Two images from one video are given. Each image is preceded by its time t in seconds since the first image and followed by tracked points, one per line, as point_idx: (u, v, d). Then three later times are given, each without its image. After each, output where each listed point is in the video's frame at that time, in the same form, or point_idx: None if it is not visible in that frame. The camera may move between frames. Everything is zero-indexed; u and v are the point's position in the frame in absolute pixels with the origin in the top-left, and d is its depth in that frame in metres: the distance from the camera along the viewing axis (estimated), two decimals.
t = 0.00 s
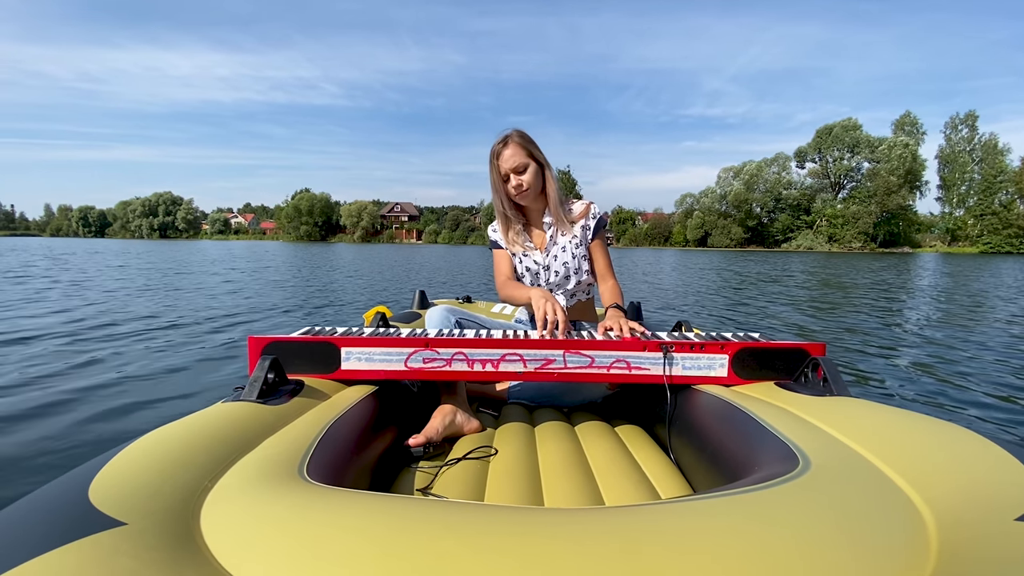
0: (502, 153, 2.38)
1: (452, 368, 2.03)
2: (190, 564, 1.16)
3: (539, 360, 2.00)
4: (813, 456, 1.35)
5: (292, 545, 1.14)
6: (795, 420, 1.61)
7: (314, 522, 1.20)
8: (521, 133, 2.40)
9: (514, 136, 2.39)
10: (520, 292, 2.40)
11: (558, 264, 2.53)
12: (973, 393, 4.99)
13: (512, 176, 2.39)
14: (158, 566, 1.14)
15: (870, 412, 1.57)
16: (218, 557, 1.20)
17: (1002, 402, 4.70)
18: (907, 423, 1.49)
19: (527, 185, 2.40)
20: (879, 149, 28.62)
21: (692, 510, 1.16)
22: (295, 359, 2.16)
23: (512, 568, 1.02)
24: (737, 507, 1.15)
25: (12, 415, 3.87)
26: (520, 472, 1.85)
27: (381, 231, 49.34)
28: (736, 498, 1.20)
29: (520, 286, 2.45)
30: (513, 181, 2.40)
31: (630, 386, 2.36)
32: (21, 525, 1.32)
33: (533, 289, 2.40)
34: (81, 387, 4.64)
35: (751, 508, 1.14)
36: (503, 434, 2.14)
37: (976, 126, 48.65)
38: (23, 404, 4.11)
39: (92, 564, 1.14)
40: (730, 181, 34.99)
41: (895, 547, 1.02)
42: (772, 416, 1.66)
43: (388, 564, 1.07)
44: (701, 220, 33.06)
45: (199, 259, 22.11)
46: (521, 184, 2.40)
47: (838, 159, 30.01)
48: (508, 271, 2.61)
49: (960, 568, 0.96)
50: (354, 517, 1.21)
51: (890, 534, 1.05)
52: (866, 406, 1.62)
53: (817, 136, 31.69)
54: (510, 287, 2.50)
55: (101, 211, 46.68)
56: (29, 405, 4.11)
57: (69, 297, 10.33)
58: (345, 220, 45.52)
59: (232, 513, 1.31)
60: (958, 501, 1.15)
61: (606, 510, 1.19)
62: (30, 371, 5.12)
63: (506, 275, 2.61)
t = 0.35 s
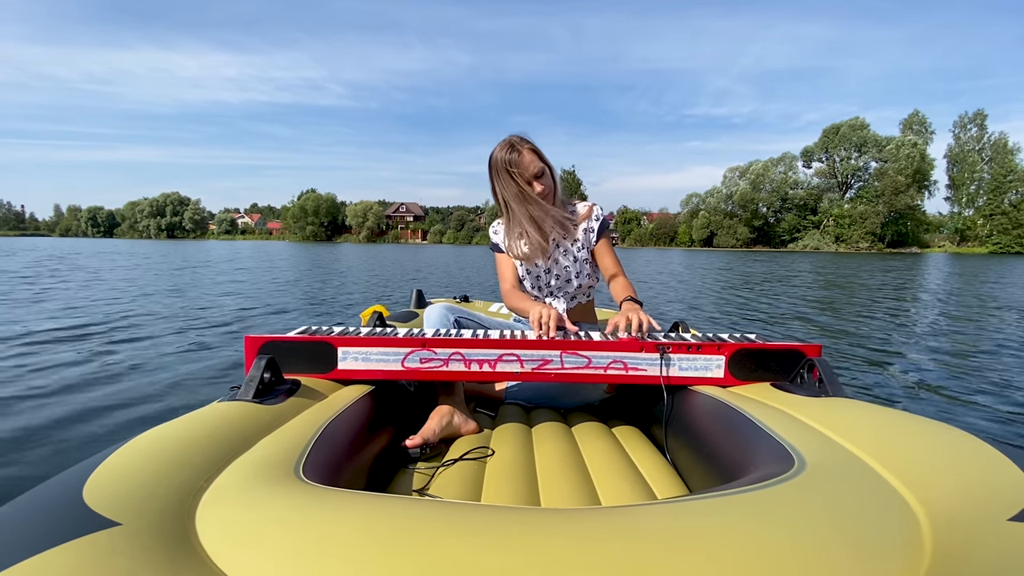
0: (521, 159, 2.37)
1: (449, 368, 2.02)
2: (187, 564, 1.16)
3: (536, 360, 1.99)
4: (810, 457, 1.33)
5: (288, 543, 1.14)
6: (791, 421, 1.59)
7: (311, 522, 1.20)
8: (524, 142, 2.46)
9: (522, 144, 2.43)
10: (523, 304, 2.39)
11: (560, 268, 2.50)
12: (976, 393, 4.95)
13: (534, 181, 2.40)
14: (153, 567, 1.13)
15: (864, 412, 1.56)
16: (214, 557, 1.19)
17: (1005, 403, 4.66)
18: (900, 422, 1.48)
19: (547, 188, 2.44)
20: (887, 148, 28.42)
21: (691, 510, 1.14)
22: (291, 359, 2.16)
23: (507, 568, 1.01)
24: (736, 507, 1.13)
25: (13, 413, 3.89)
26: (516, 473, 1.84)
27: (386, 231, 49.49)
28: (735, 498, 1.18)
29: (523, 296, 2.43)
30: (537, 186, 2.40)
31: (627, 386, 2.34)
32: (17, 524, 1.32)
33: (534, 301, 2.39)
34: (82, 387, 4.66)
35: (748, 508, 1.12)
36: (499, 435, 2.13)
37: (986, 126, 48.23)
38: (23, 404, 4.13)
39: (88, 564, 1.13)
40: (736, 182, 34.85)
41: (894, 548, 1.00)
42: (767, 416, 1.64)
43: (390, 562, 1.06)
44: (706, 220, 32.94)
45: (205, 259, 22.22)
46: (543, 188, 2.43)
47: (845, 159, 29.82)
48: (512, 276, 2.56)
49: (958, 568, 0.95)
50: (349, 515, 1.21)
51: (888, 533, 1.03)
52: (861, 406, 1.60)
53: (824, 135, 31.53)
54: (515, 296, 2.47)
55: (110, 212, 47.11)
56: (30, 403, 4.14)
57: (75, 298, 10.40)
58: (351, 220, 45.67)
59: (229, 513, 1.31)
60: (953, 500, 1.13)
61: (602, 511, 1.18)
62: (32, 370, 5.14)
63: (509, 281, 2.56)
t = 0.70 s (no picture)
0: (517, 164, 2.30)
1: (450, 368, 2.02)
2: (187, 564, 1.16)
3: (536, 360, 1.98)
4: (811, 457, 1.32)
5: (289, 542, 1.14)
6: (793, 421, 1.57)
7: (311, 522, 1.20)
8: (522, 142, 2.37)
9: (519, 145, 2.34)
10: (522, 308, 2.36)
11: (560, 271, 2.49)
12: (982, 394, 4.91)
13: (531, 186, 2.33)
14: (154, 566, 1.14)
15: (866, 412, 1.54)
16: (215, 557, 1.19)
17: (1012, 403, 4.60)
18: (902, 422, 1.46)
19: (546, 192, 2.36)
20: (896, 148, 28.16)
21: (691, 510, 1.13)
22: (292, 359, 2.16)
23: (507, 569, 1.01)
24: (736, 508, 1.12)
25: (17, 408, 3.91)
26: (517, 473, 1.83)
27: (392, 230, 49.55)
28: (736, 499, 1.16)
29: (521, 300, 2.40)
30: (534, 191, 2.33)
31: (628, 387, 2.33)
32: (19, 523, 1.33)
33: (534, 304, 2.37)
34: (85, 383, 4.69)
35: (749, 508, 1.11)
36: (501, 435, 2.13)
37: (997, 125, 47.69)
38: (27, 398, 4.16)
39: (89, 563, 1.14)
40: (742, 181, 34.64)
41: (896, 550, 0.98)
42: (769, 417, 1.63)
43: (393, 562, 1.05)
44: (712, 220, 32.78)
45: (212, 258, 22.35)
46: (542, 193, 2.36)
47: (853, 159, 29.59)
48: (509, 280, 2.53)
49: (962, 569, 0.93)
50: (349, 515, 1.21)
51: (890, 535, 1.02)
52: (862, 406, 1.59)
53: (832, 135, 31.32)
54: (511, 300, 2.44)
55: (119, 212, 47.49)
56: (33, 399, 4.14)
57: (82, 297, 10.48)
58: (357, 220, 45.81)
59: (230, 513, 1.31)
60: (957, 501, 1.12)
61: (603, 511, 1.17)
62: (37, 366, 5.18)
63: (507, 286, 2.53)
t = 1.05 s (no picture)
0: (509, 162, 2.29)
1: (453, 368, 2.02)
2: (191, 564, 1.17)
3: (539, 359, 1.97)
4: (813, 456, 1.31)
5: (292, 542, 1.14)
6: (796, 421, 1.56)
7: (312, 521, 1.20)
8: (514, 142, 2.37)
9: (511, 143, 2.34)
10: (521, 308, 2.36)
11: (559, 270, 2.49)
12: (989, 393, 4.88)
13: (524, 184, 2.32)
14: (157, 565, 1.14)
15: (869, 411, 1.52)
16: (218, 557, 1.20)
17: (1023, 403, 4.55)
18: (905, 421, 1.45)
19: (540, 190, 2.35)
20: (906, 147, 27.87)
21: (695, 510, 1.12)
22: (295, 359, 2.17)
23: (509, 568, 1.00)
24: (739, 507, 1.11)
25: (25, 406, 3.94)
26: (519, 473, 1.83)
27: (398, 231, 49.65)
28: (739, 498, 1.15)
29: (520, 300, 2.40)
30: (526, 188, 2.33)
31: (631, 386, 2.33)
32: (24, 523, 1.34)
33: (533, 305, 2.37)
34: (93, 381, 4.72)
35: (750, 508, 1.10)
36: (503, 435, 2.12)
37: (1009, 124, 47.07)
38: (36, 396, 4.19)
39: (93, 563, 1.14)
40: (750, 180, 34.44)
41: (898, 549, 0.97)
42: (772, 416, 1.61)
43: (399, 561, 1.05)
44: (720, 220, 32.61)
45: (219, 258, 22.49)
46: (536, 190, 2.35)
47: (862, 158, 29.34)
48: (508, 281, 2.53)
49: (967, 570, 0.92)
50: (352, 515, 1.21)
51: (892, 533, 1.00)
52: (865, 405, 1.57)
53: (841, 134, 31.08)
54: (510, 300, 2.44)
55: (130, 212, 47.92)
56: (39, 397, 4.17)
57: (92, 296, 10.57)
58: (364, 221, 45.97)
59: (234, 512, 1.31)
60: (959, 499, 1.10)
61: (607, 511, 1.16)
62: (46, 365, 5.22)
63: (507, 287, 2.54)
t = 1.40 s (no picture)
0: (498, 148, 2.38)
1: (450, 368, 2.01)
2: (187, 565, 1.17)
3: (536, 360, 1.96)
4: (811, 456, 1.29)
5: (287, 542, 1.14)
6: (793, 421, 1.54)
7: (307, 521, 1.20)
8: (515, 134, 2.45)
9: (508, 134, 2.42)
10: (515, 306, 2.37)
11: (557, 268, 2.49)
12: (993, 395, 4.83)
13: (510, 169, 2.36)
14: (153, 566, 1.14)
15: (867, 411, 1.50)
16: (214, 557, 1.20)
17: None
18: (903, 420, 1.43)
19: (525, 177, 2.35)
20: (916, 145, 27.54)
21: (691, 510, 1.10)
22: (292, 359, 2.17)
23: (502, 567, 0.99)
24: (736, 508, 1.09)
25: (29, 402, 3.97)
26: (517, 473, 1.82)
27: (405, 231, 49.76)
28: (737, 499, 1.13)
29: (515, 298, 2.41)
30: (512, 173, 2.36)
31: (628, 385, 2.31)
32: (23, 524, 1.34)
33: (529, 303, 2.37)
34: (97, 377, 4.75)
35: (746, 508, 1.08)
36: (500, 435, 2.12)
37: (1022, 123, 46.38)
38: (41, 392, 4.22)
39: (90, 564, 1.15)
40: (757, 180, 34.18)
41: (895, 549, 0.95)
42: (770, 416, 1.59)
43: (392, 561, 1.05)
44: (727, 220, 32.41)
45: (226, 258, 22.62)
46: (522, 176, 2.36)
47: (871, 157, 29.03)
48: (506, 277, 2.54)
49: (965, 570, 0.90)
50: (347, 515, 1.20)
51: (890, 533, 0.99)
52: (863, 405, 1.55)
53: (850, 133, 30.78)
54: (506, 297, 2.46)
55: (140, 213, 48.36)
56: (45, 393, 4.20)
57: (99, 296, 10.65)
58: (370, 221, 46.08)
59: (231, 512, 1.32)
60: (958, 499, 1.08)
61: (602, 511, 1.14)
62: (52, 362, 5.25)
63: (503, 283, 2.54)
